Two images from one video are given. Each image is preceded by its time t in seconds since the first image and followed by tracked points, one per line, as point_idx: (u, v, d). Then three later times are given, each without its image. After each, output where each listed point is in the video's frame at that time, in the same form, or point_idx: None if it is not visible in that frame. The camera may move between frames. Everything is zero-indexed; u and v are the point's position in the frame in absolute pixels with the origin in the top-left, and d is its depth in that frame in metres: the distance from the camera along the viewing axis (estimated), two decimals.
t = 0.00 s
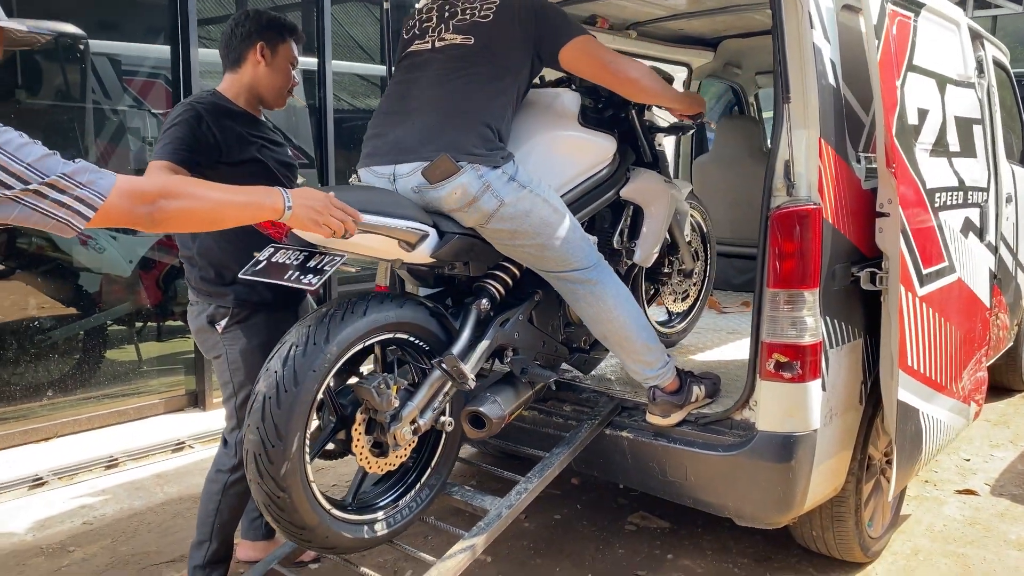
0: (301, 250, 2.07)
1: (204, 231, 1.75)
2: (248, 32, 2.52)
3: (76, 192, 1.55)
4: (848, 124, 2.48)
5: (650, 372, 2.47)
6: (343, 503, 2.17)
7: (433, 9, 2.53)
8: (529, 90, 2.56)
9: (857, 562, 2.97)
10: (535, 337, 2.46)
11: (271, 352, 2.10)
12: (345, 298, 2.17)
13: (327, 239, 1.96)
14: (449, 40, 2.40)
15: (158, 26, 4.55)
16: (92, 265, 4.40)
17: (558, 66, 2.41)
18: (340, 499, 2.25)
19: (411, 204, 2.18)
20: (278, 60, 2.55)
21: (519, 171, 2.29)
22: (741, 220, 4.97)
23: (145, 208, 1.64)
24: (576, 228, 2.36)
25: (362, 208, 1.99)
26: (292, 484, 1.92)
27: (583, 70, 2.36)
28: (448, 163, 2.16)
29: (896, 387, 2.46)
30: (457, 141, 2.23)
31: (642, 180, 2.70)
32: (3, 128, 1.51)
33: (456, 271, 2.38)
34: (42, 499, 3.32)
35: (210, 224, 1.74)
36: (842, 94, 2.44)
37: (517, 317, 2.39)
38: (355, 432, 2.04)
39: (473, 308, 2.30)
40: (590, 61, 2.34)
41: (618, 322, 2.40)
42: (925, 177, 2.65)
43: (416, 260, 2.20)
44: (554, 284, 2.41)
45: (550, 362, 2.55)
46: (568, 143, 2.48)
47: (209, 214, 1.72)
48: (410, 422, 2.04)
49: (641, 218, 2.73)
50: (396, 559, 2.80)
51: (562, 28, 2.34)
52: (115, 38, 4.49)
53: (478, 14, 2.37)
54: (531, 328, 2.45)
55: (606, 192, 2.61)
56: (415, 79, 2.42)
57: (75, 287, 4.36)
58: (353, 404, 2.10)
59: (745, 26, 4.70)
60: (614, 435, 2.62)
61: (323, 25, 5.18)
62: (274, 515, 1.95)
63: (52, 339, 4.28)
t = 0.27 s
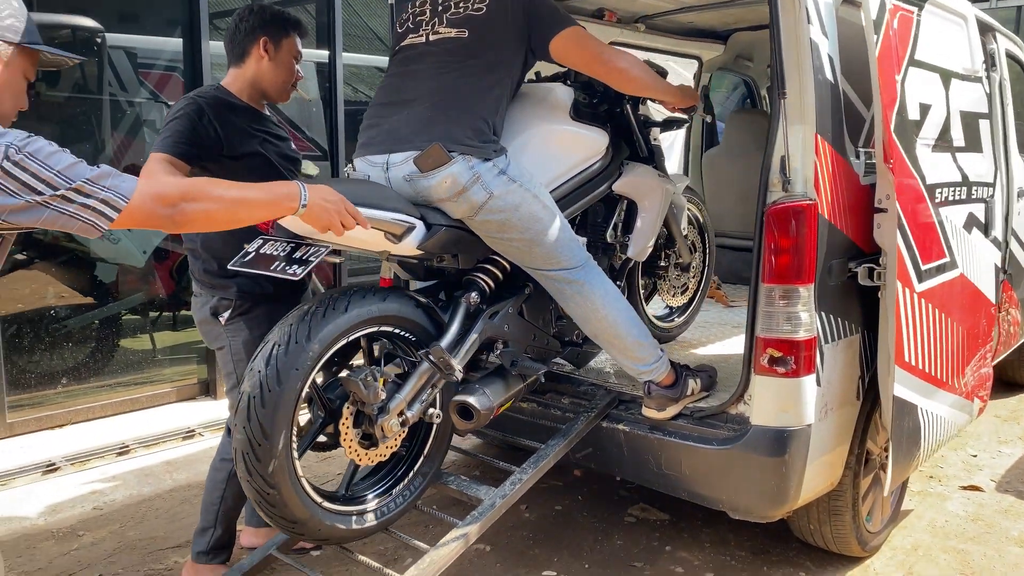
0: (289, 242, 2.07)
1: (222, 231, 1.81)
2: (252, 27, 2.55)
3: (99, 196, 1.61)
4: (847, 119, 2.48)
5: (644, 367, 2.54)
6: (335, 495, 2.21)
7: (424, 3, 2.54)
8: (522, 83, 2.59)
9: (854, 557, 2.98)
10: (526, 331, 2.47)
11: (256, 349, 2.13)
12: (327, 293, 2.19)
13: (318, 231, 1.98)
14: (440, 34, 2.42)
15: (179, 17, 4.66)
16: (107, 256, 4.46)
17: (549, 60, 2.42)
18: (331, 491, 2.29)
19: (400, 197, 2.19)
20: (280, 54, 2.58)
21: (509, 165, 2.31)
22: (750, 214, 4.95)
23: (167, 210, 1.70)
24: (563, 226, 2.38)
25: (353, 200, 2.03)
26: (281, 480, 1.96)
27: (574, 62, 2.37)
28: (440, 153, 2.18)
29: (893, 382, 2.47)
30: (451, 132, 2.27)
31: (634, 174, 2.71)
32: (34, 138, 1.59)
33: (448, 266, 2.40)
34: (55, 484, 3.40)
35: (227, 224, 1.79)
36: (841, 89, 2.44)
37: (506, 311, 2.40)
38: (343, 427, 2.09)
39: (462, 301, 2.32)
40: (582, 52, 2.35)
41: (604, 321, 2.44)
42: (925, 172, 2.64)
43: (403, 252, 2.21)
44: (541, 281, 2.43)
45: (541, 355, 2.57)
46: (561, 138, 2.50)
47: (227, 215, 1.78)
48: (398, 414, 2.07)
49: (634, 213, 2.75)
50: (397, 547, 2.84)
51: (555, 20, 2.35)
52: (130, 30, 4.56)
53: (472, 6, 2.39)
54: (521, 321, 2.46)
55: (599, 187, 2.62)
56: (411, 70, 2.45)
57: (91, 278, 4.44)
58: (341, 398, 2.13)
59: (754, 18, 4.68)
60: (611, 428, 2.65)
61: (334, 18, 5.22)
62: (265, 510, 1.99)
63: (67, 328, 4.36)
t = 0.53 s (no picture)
0: (272, 249, 2.11)
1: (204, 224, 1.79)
2: (253, 20, 2.55)
3: (82, 177, 1.61)
4: (853, 113, 2.45)
5: (635, 366, 2.45)
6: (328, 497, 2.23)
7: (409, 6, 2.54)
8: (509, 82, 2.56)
9: (859, 555, 2.94)
10: (518, 331, 2.45)
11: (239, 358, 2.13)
12: (306, 299, 2.16)
13: (297, 237, 1.97)
14: (421, 36, 2.41)
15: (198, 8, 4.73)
16: (122, 247, 4.56)
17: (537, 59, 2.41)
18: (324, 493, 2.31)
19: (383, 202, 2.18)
20: (281, 48, 2.59)
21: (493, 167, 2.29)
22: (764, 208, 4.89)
23: (149, 195, 1.68)
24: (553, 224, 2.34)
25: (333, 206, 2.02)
26: (269, 492, 1.97)
27: (565, 60, 2.33)
28: (416, 160, 2.17)
29: (898, 381, 2.43)
30: (426, 135, 2.25)
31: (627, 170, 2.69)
32: (14, 117, 1.58)
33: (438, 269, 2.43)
34: (66, 472, 3.46)
35: (209, 217, 1.78)
36: (846, 83, 2.41)
37: (498, 312, 2.38)
38: (330, 433, 2.06)
39: (453, 303, 2.30)
40: (572, 50, 2.31)
41: (597, 317, 2.38)
42: (932, 167, 2.59)
43: (388, 257, 2.18)
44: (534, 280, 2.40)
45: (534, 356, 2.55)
46: (553, 137, 2.47)
47: (210, 206, 1.77)
48: (385, 416, 2.04)
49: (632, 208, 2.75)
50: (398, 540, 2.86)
51: (538, 18, 2.33)
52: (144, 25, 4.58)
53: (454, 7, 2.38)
54: (513, 322, 2.44)
55: (597, 181, 2.61)
56: (391, 73, 2.43)
57: (108, 269, 4.52)
58: (327, 402, 2.11)
59: (768, 11, 4.61)
60: (612, 424, 2.64)
61: (346, 12, 5.22)
62: (258, 522, 2.01)
63: (82, 318, 4.42)
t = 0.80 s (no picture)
0: (250, 247, 2.06)
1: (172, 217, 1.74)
2: (244, 10, 2.53)
3: (45, 164, 1.57)
4: (862, 106, 2.39)
5: (607, 376, 2.33)
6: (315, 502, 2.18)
7: None
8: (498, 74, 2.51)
9: (867, 559, 2.88)
10: (509, 330, 2.38)
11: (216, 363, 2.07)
12: (279, 302, 2.09)
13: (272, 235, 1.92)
14: (404, 28, 2.33)
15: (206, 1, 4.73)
16: (131, 241, 4.60)
17: (526, 50, 2.33)
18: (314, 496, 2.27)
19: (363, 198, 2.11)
20: (274, 37, 2.58)
21: (478, 161, 2.20)
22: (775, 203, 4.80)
23: (114, 183, 1.63)
24: (540, 218, 2.24)
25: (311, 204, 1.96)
26: (253, 503, 1.92)
27: (557, 52, 2.26)
28: (397, 156, 2.07)
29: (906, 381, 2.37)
30: (405, 130, 2.17)
31: (623, 164, 2.63)
32: None
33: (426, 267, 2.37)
34: (68, 466, 3.47)
35: (176, 210, 1.72)
36: (854, 74, 2.35)
37: (487, 310, 2.31)
38: (314, 439, 2.00)
39: (441, 301, 2.24)
40: (566, 43, 2.24)
41: (586, 313, 2.29)
42: (943, 161, 2.51)
43: (371, 255, 2.14)
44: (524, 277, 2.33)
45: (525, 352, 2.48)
46: (544, 130, 2.43)
47: (178, 197, 1.71)
48: (368, 419, 2.00)
49: (628, 204, 2.69)
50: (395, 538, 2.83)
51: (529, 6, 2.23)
52: (151, 18, 4.66)
53: None
54: (504, 321, 2.37)
55: (593, 173, 2.56)
56: (373, 66, 2.36)
57: (117, 263, 4.56)
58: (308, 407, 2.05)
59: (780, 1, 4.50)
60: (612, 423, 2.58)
61: (352, 4, 5.17)
62: (245, 532, 1.97)
63: (89, 312, 4.44)
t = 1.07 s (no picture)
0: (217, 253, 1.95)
1: (127, 216, 1.64)
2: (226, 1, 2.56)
3: None
4: (869, 100, 2.32)
5: (600, 382, 2.27)
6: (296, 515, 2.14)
7: None
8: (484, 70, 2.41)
9: (873, 568, 2.80)
10: (494, 335, 2.30)
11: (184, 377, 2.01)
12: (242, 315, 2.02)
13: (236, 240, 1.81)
14: (383, 21, 2.23)
15: None
16: (132, 239, 4.57)
17: (515, 43, 2.24)
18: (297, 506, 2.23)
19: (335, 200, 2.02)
20: (257, 27, 2.59)
21: (458, 161, 2.11)
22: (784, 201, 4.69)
23: (64, 177, 1.55)
24: (522, 222, 2.15)
25: (278, 206, 1.86)
26: (228, 526, 1.88)
27: (546, 49, 2.18)
28: (371, 154, 1.99)
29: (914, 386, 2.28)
30: (383, 128, 2.08)
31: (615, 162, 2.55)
32: None
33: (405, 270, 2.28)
34: (62, 466, 3.44)
35: (132, 208, 1.63)
36: (861, 68, 2.27)
37: (470, 315, 2.23)
38: (288, 451, 1.95)
39: (421, 306, 2.16)
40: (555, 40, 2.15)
41: (570, 320, 2.21)
42: (953, 158, 2.42)
43: (346, 259, 2.04)
44: (507, 282, 2.25)
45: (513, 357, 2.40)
46: (530, 126, 2.34)
47: (132, 194, 1.62)
48: (343, 429, 1.93)
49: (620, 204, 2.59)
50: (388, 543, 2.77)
51: None
52: (151, 13, 4.67)
53: None
54: (489, 325, 2.29)
55: (581, 173, 2.47)
56: (352, 61, 2.27)
57: (118, 261, 4.54)
58: (279, 420, 2.00)
59: None
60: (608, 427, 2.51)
61: None
62: (225, 554, 1.94)
63: (89, 309, 4.41)
